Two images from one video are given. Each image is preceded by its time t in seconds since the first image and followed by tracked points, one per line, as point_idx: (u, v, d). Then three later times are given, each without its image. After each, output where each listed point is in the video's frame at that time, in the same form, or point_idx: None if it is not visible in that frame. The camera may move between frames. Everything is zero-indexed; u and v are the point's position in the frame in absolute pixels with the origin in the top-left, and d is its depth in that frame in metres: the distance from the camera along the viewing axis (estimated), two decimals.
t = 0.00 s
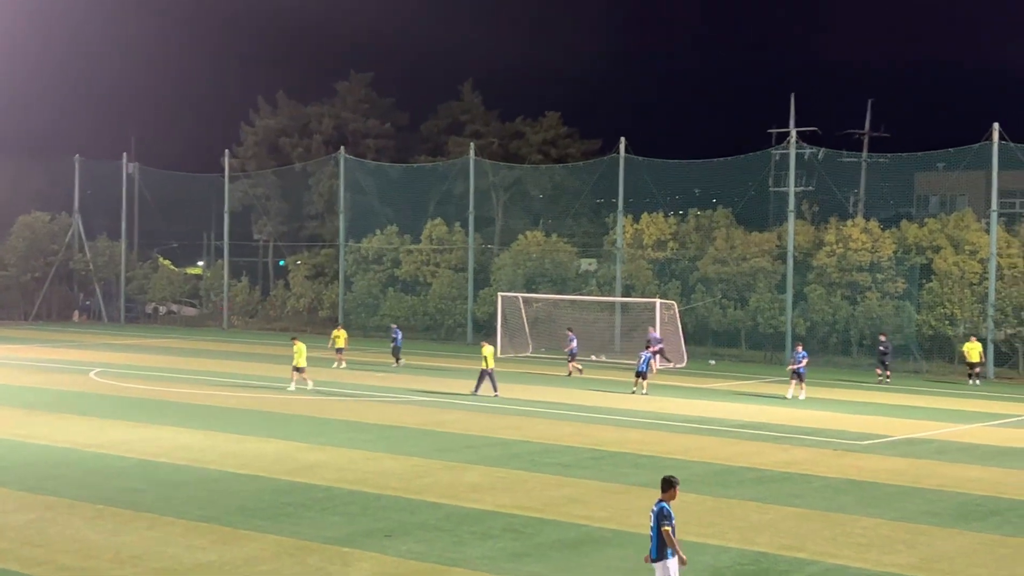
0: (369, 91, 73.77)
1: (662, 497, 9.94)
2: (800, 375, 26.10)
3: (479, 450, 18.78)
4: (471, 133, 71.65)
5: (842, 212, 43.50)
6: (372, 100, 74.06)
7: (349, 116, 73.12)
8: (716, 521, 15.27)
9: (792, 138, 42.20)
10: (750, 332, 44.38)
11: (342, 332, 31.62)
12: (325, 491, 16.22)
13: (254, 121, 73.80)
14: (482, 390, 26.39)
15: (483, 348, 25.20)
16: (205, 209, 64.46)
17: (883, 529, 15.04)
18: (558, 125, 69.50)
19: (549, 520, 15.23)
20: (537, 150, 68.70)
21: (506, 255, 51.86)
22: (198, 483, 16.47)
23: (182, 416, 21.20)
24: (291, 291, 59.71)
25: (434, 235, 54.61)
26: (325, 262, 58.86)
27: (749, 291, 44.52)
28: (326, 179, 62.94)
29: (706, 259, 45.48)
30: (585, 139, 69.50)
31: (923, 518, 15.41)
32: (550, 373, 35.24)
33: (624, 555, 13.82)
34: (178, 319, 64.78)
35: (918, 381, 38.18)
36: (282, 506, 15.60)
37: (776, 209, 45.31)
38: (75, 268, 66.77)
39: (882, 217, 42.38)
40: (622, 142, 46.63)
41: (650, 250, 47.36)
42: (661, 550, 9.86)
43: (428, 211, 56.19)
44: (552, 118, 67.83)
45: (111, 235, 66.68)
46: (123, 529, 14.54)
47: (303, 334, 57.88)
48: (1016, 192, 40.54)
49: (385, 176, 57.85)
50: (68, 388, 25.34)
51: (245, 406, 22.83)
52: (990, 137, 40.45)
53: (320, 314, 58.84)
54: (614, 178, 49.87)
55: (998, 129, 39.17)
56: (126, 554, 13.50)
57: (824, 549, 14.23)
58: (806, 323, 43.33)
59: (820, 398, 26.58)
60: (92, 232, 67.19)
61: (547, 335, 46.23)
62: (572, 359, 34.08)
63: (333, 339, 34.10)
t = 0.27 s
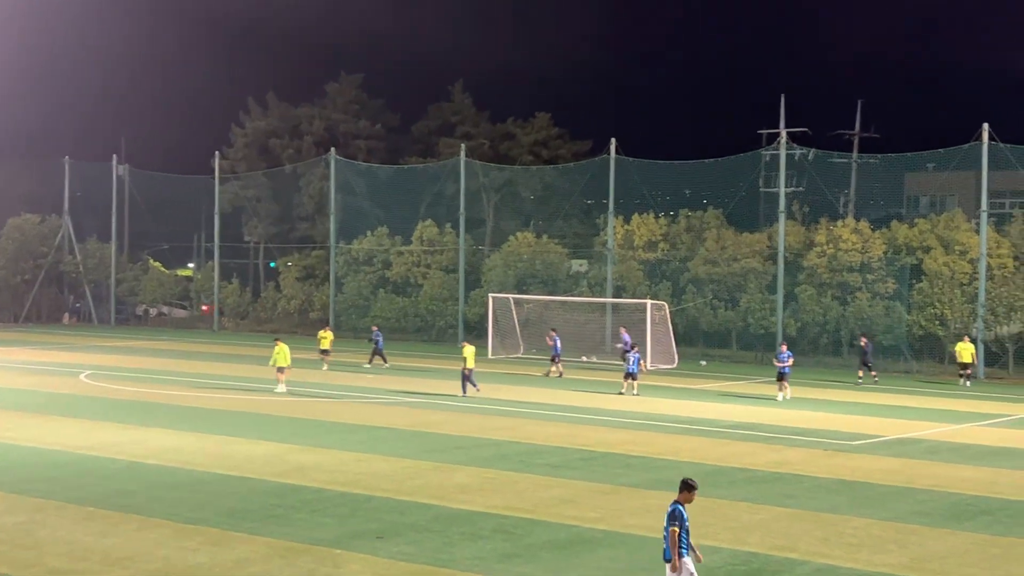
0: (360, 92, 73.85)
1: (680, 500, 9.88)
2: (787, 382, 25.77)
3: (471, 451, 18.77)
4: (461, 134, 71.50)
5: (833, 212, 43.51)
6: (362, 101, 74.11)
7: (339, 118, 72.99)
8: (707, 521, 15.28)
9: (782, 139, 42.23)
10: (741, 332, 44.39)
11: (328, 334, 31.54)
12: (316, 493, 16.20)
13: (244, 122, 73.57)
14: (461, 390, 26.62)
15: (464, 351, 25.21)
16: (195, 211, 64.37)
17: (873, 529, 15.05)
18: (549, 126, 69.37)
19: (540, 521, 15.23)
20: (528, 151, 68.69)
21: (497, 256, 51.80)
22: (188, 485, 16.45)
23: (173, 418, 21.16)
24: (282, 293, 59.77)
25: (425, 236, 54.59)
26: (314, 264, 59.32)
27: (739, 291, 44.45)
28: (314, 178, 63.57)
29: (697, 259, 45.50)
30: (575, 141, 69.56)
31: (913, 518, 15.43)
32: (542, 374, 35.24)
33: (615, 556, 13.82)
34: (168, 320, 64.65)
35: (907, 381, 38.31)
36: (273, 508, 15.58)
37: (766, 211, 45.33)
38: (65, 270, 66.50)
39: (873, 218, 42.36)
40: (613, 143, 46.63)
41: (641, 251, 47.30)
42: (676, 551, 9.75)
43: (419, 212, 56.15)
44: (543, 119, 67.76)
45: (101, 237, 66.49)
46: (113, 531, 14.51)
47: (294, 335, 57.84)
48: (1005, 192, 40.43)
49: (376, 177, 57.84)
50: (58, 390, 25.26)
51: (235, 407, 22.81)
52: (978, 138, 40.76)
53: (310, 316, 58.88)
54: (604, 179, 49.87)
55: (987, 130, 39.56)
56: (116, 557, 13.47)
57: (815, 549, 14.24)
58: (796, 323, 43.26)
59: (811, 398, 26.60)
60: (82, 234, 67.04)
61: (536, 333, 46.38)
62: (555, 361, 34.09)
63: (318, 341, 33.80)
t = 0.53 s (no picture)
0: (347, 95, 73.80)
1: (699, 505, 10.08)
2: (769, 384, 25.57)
3: (459, 454, 18.76)
4: (449, 136, 71.49)
5: (820, 213, 43.59)
6: (349, 103, 74.07)
7: (327, 120, 72.83)
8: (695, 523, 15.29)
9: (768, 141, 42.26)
10: (728, 333, 44.45)
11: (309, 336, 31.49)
12: (304, 496, 16.18)
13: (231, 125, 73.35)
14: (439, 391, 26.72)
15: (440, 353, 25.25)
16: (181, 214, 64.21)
17: (861, 529, 15.08)
18: (536, 129, 69.62)
19: (528, 523, 15.23)
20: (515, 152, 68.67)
21: (484, 258, 51.85)
22: (176, 489, 16.42)
23: (160, 422, 21.13)
24: (269, 296, 59.72)
25: (412, 238, 54.55)
26: (302, 267, 59.30)
27: (727, 293, 44.55)
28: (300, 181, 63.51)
29: (684, 261, 45.61)
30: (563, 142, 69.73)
31: (900, 519, 15.45)
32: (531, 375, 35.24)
33: (604, 558, 13.83)
34: (155, 324, 64.47)
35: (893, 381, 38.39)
36: (261, 511, 15.56)
37: (754, 212, 45.56)
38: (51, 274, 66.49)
39: (860, 219, 42.64)
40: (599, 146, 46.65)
41: (629, 253, 47.36)
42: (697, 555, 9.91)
43: (407, 214, 56.11)
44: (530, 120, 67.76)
45: (87, 240, 66.26)
46: (101, 536, 14.48)
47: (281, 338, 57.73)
48: (991, 192, 40.11)
49: (363, 180, 57.80)
50: (42, 394, 25.17)
51: (223, 411, 22.77)
52: (966, 138, 40.72)
53: (298, 318, 58.86)
54: (591, 182, 49.93)
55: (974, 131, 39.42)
56: (103, 561, 13.44)
57: (803, 550, 14.26)
58: (783, 325, 43.25)
59: (799, 400, 26.62)
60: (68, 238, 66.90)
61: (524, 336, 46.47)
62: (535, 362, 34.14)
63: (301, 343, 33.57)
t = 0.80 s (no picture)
0: (335, 97, 73.61)
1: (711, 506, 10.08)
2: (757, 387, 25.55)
3: (449, 456, 18.75)
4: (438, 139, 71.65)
5: (808, 214, 43.63)
6: (338, 106, 74.01)
7: (316, 123, 72.75)
8: (685, 524, 15.30)
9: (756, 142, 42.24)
10: (717, 335, 44.59)
11: (291, 339, 31.46)
12: (293, 499, 16.16)
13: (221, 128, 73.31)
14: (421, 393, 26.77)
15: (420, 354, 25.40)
16: (169, 218, 64.10)
17: (851, 530, 15.09)
18: (525, 131, 69.69)
19: (518, 525, 15.23)
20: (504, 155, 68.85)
21: (474, 260, 52.00)
22: (165, 492, 16.40)
23: (149, 426, 21.09)
24: (259, 299, 59.68)
25: (401, 241, 54.62)
26: (291, 270, 59.32)
27: (716, 294, 44.62)
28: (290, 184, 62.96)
29: (674, 262, 45.64)
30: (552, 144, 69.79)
31: (889, 519, 15.48)
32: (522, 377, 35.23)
33: (594, 560, 13.83)
34: (144, 327, 64.35)
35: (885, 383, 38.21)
36: (250, 514, 15.54)
37: (743, 212, 45.44)
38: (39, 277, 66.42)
39: (849, 220, 42.62)
40: (587, 148, 46.66)
41: (617, 254, 47.42)
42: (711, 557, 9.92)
43: (396, 217, 56.09)
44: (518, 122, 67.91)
45: (75, 244, 66.17)
46: (90, 539, 14.46)
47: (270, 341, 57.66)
48: (979, 193, 40.15)
49: (352, 182, 57.76)
50: (30, 398, 25.11)
51: (212, 414, 22.73)
52: (954, 138, 40.85)
53: (287, 320, 58.92)
54: (579, 184, 49.99)
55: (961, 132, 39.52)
56: (91, 565, 13.41)
57: (792, 551, 14.27)
58: (772, 326, 43.31)
59: (787, 401, 26.64)
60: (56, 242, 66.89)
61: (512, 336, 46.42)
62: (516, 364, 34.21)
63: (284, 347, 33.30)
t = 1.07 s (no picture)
0: (317, 104, 73.62)
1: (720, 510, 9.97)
2: (736, 391, 25.56)
3: (433, 462, 18.75)
4: (421, 144, 71.66)
5: (790, 218, 43.72)
6: (321, 112, 74.01)
7: (299, 129, 72.81)
8: (670, 528, 15.31)
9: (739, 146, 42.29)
10: (700, 339, 44.58)
11: (270, 346, 31.37)
12: (277, 506, 16.14)
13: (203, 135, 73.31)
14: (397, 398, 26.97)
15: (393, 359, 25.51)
16: (153, 225, 63.74)
17: (836, 533, 15.12)
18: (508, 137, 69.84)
19: (503, 530, 15.22)
20: (487, 161, 69.20)
21: (457, 266, 52.00)
22: (149, 499, 16.35)
23: (132, 432, 21.05)
24: (242, 306, 59.44)
25: (385, 246, 54.65)
26: (274, 276, 59.20)
27: (699, 298, 44.68)
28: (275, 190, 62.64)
29: (657, 267, 45.67)
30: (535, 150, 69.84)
31: (873, 522, 15.53)
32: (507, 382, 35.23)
33: (579, 564, 13.84)
34: (126, 334, 63.92)
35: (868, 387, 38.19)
36: (234, 521, 15.49)
37: (726, 217, 45.41)
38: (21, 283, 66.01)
39: (830, 224, 42.72)
40: (570, 154, 46.67)
41: (601, 260, 47.51)
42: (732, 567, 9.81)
43: (379, 222, 55.98)
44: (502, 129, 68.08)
45: (59, 252, 65.84)
46: (73, 547, 14.40)
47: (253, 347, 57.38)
48: (960, 196, 40.38)
49: (336, 189, 57.66)
50: (13, 406, 25.01)
51: (196, 421, 22.67)
52: (935, 143, 41.00)
53: (270, 327, 58.54)
54: (564, 189, 50.09)
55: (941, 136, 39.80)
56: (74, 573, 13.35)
57: (777, 554, 14.29)
58: (755, 330, 43.41)
59: (770, 404, 26.72)
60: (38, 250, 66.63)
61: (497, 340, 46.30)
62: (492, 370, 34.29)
63: (263, 354, 32.98)
